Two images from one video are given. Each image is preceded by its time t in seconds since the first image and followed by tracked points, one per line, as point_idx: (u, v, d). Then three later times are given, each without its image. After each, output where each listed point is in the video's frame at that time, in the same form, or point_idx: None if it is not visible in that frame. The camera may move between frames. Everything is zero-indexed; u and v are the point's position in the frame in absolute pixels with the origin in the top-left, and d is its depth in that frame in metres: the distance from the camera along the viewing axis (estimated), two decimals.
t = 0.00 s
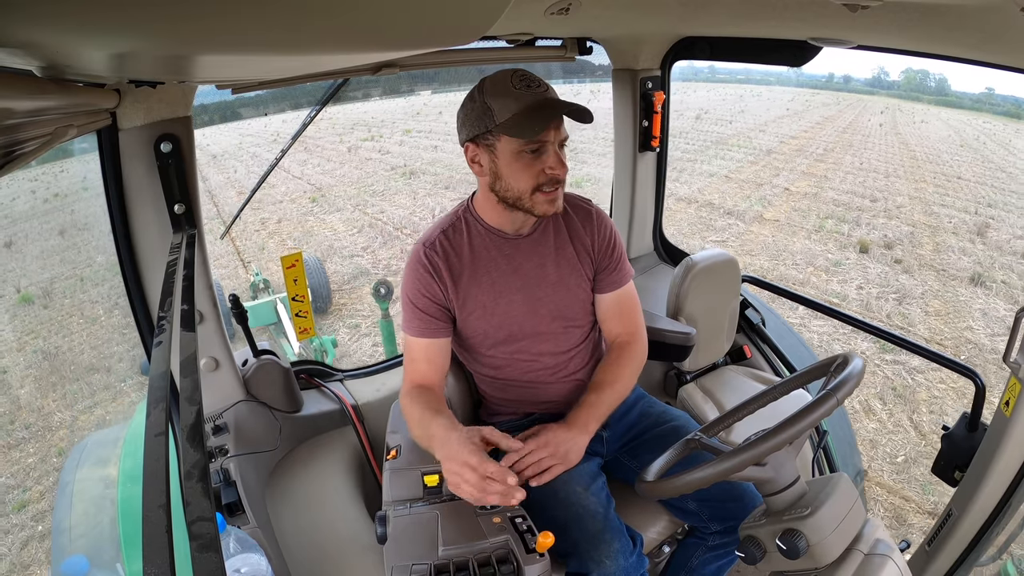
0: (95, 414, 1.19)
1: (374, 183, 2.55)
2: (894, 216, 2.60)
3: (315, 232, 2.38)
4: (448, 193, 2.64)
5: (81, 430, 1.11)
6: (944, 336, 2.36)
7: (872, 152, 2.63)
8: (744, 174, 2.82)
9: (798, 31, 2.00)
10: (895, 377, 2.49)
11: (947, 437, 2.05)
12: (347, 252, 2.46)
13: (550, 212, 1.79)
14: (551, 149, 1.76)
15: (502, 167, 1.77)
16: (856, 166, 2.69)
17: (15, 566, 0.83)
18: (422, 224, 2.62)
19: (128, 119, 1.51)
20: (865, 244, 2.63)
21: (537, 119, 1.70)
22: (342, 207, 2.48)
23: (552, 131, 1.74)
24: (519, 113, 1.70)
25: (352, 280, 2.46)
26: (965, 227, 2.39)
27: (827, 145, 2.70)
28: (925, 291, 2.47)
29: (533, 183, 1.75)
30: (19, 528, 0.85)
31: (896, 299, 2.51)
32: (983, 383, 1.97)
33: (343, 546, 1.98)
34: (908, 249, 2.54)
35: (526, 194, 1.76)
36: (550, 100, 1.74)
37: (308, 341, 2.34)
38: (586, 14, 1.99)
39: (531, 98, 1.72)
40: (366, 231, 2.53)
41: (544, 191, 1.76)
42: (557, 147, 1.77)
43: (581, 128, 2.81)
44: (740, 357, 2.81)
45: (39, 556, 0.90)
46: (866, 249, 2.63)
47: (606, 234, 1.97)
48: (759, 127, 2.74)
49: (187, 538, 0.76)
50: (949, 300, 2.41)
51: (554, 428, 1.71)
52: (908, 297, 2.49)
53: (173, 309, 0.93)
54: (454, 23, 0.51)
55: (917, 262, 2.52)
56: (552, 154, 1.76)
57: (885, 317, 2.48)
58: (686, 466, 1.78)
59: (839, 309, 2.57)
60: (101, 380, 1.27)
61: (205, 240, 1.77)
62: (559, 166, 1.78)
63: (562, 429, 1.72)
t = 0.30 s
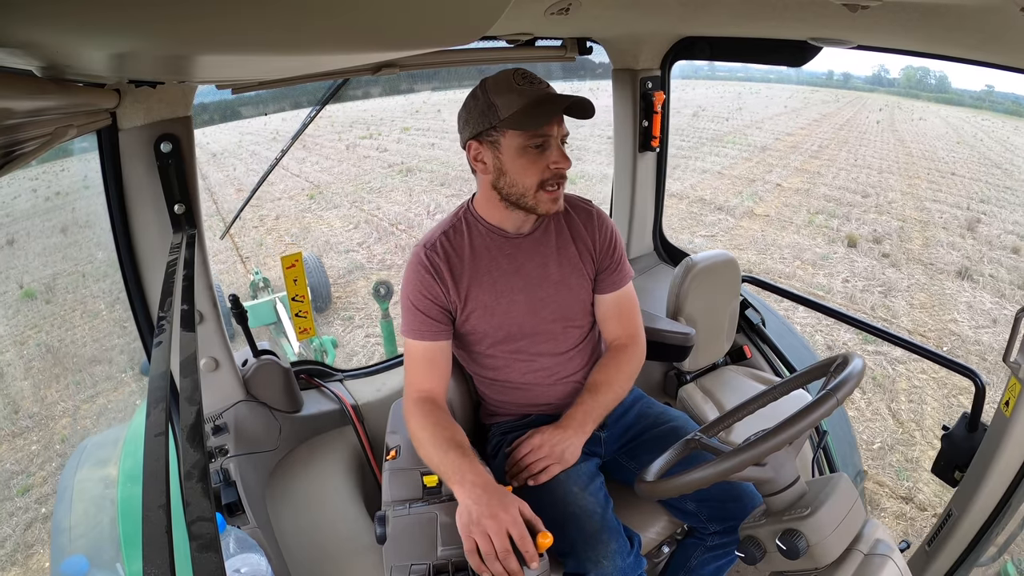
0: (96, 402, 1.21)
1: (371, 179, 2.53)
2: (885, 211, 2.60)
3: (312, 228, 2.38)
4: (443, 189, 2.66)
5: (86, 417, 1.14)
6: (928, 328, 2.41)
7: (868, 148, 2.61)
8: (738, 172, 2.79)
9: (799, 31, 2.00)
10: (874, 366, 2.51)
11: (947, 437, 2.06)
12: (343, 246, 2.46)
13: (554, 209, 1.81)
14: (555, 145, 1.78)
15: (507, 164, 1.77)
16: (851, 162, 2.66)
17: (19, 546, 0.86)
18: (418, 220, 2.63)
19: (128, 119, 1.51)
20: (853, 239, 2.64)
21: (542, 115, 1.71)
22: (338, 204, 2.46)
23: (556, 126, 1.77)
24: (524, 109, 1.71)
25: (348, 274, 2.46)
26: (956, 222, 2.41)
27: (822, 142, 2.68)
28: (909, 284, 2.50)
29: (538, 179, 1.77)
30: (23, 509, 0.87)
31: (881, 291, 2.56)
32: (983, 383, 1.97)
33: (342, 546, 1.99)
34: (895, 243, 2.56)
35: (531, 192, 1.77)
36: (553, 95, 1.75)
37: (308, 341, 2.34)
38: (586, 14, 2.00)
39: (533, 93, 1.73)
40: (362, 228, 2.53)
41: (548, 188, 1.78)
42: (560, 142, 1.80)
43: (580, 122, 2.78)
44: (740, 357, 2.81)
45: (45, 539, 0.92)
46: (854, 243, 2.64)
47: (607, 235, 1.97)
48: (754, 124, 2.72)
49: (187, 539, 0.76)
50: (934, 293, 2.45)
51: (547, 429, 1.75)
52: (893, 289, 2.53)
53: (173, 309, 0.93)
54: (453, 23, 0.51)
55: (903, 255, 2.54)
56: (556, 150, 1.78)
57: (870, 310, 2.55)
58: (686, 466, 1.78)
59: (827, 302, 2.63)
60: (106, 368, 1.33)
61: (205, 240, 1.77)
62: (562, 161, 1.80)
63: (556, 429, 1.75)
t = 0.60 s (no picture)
0: (97, 394, 1.22)
1: (369, 177, 2.59)
2: (875, 205, 2.70)
3: (310, 226, 2.41)
4: (439, 186, 2.66)
5: (88, 407, 1.16)
6: (911, 319, 2.48)
7: (863, 145, 2.70)
8: (733, 168, 2.87)
9: (798, 31, 2.01)
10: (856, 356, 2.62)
11: (947, 437, 2.06)
12: (338, 243, 2.46)
13: (543, 207, 1.81)
14: (541, 141, 1.78)
15: (495, 163, 1.78)
16: (844, 158, 2.74)
17: (23, 528, 0.88)
18: (413, 216, 2.64)
19: (128, 119, 1.52)
20: (841, 233, 2.72)
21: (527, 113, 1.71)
22: (336, 202, 2.50)
23: (541, 123, 1.76)
24: (508, 107, 1.71)
25: (342, 269, 2.44)
26: (946, 217, 2.52)
27: (817, 139, 2.77)
28: (895, 277, 2.60)
29: (525, 177, 1.77)
30: (26, 494, 0.89)
31: (866, 284, 2.64)
32: (983, 383, 1.97)
33: (342, 546, 1.99)
34: (884, 238, 2.65)
35: (518, 191, 1.78)
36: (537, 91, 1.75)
37: (308, 341, 2.34)
38: (586, 14, 2.00)
39: (518, 90, 1.72)
40: (359, 224, 2.55)
41: (535, 187, 1.78)
42: (547, 140, 1.79)
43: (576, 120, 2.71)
44: (740, 357, 2.81)
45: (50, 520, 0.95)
46: (842, 237, 2.72)
47: (604, 227, 1.97)
48: (751, 121, 2.80)
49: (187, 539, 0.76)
50: (920, 286, 2.54)
51: (549, 428, 1.75)
52: (878, 282, 2.62)
53: (173, 309, 0.93)
54: (452, 23, 0.51)
55: (891, 249, 2.64)
56: (542, 147, 1.78)
57: (855, 301, 2.61)
58: (686, 466, 1.78)
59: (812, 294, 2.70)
60: (106, 361, 1.33)
61: (205, 239, 1.77)
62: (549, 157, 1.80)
63: (557, 428, 1.75)
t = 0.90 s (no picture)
0: (100, 384, 1.24)
1: (365, 176, 2.59)
2: (866, 202, 2.63)
3: (307, 224, 2.44)
4: (434, 185, 2.68)
5: (90, 397, 1.17)
6: (893, 312, 2.49)
7: (858, 143, 2.62)
8: (726, 165, 2.87)
9: (798, 31, 2.00)
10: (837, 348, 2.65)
11: (947, 437, 2.05)
12: (335, 240, 2.47)
13: (546, 207, 1.81)
14: (546, 142, 1.77)
15: (499, 162, 1.77)
16: (838, 156, 2.67)
17: (27, 511, 0.90)
18: (408, 213, 2.67)
19: (128, 119, 1.52)
20: (829, 229, 2.68)
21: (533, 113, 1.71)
22: (333, 200, 2.53)
23: (547, 123, 1.76)
24: (514, 107, 1.71)
25: (341, 265, 2.44)
26: (936, 213, 2.43)
27: (811, 137, 2.67)
28: (880, 270, 2.59)
29: (529, 178, 1.76)
30: (30, 479, 0.91)
31: (851, 278, 2.65)
32: (983, 383, 1.97)
33: (342, 546, 1.99)
34: (872, 233, 2.61)
35: (523, 191, 1.78)
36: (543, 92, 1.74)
37: (308, 341, 2.34)
38: (586, 14, 1.99)
39: (525, 90, 1.72)
40: (354, 222, 2.55)
41: (540, 187, 1.78)
42: (552, 140, 1.79)
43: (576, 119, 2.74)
44: (740, 357, 2.81)
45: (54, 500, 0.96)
46: (829, 233, 2.68)
47: (606, 229, 1.97)
48: (747, 120, 2.74)
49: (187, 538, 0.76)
50: (905, 280, 2.52)
51: (552, 428, 1.75)
52: (863, 276, 2.63)
53: (173, 309, 0.93)
54: (452, 23, 0.51)
55: (878, 245, 2.60)
56: (547, 147, 1.77)
57: (838, 295, 2.65)
58: (686, 466, 1.78)
59: (796, 288, 2.77)
60: (108, 356, 1.34)
61: (205, 240, 1.77)
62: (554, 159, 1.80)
63: (560, 428, 1.75)
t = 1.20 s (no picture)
0: (100, 380, 1.25)
1: (362, 175, 2.53)
2: (855, 199, 2.56)
3: (304, 221, 2.39)
4: (429, 183, 2.66)
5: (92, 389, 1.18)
6: (877, 306, 2.48)
7: (853, 142, 2.55)
8: (721, 163, 2.87)
9: (799, 31, 2.00)
10: (819, 340, 2.71)
11: (947, 437, 2.05)
12: (331, 237, 2.42)
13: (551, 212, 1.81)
14: (554, 147, 1.78)
15: (506, 165, 1.77)
16: (831, 155, 2.59)
17: (30, 495, 0.90)
18: (404, 212, 2.64)
19: (128, 119, 1.52)
20: (817, 225, 2.64)
21: (544, 119, 1.71)
22: (331, 198, 2.47)
23: (556, 128, 1.76)
24: (525, 112, 1.71)
25: (335, 260, 2.40)
26: (926, 210, 2.35)
27: (806, 135, 2.63)
28: (866, 266, 2.54)
29: (536, 182, 1.77)
30: (32, 466, 0.91)
31: (837, 273, 2.63)
32: (983, 383, 1.97)
33: (342, 546, 1.99)
34: (860, 230, 2.55)
35: (529, 193, 1.78)
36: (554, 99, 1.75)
37: (308, 341, 2.34)
38: (586, 14, 1.99)
39: (535, 95, 1.72)
40: (351, 219, 2.50)
41: (546, 190, 1.78)
42: (560, 144, 1.79)
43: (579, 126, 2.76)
44: (740, 357, 2.80)
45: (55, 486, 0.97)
46: (817, 229, 2.65)
47: (609, 233, 1.97)
48: (742, 118, 2.73)
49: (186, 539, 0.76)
50: (891, 275, 2.47)
51: (552, 428, 1.75)
52: (849, 271, 2.60)
53: (173, 309, 0.93)
54: (452, 23, 0.51)
55: (866, 242, 2.54)
56: (555, 152, 1.77)
57: (824, 290, 2.67)
58: (686, 466, 1.78)
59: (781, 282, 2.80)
60: (108, 356, 1.34)
61: (204, 240, 1.77)
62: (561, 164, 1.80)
63: (560, 429, 1.75)
